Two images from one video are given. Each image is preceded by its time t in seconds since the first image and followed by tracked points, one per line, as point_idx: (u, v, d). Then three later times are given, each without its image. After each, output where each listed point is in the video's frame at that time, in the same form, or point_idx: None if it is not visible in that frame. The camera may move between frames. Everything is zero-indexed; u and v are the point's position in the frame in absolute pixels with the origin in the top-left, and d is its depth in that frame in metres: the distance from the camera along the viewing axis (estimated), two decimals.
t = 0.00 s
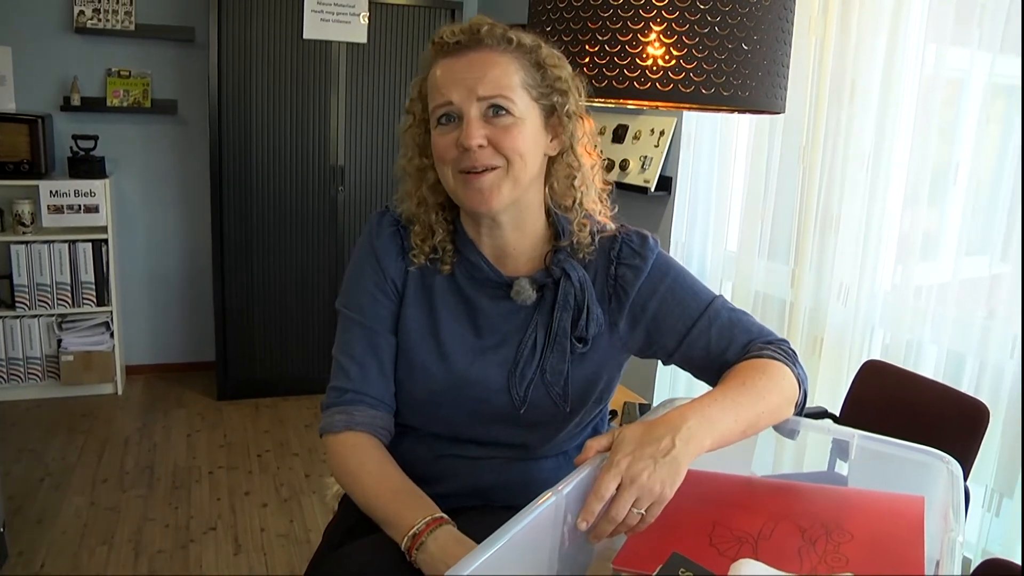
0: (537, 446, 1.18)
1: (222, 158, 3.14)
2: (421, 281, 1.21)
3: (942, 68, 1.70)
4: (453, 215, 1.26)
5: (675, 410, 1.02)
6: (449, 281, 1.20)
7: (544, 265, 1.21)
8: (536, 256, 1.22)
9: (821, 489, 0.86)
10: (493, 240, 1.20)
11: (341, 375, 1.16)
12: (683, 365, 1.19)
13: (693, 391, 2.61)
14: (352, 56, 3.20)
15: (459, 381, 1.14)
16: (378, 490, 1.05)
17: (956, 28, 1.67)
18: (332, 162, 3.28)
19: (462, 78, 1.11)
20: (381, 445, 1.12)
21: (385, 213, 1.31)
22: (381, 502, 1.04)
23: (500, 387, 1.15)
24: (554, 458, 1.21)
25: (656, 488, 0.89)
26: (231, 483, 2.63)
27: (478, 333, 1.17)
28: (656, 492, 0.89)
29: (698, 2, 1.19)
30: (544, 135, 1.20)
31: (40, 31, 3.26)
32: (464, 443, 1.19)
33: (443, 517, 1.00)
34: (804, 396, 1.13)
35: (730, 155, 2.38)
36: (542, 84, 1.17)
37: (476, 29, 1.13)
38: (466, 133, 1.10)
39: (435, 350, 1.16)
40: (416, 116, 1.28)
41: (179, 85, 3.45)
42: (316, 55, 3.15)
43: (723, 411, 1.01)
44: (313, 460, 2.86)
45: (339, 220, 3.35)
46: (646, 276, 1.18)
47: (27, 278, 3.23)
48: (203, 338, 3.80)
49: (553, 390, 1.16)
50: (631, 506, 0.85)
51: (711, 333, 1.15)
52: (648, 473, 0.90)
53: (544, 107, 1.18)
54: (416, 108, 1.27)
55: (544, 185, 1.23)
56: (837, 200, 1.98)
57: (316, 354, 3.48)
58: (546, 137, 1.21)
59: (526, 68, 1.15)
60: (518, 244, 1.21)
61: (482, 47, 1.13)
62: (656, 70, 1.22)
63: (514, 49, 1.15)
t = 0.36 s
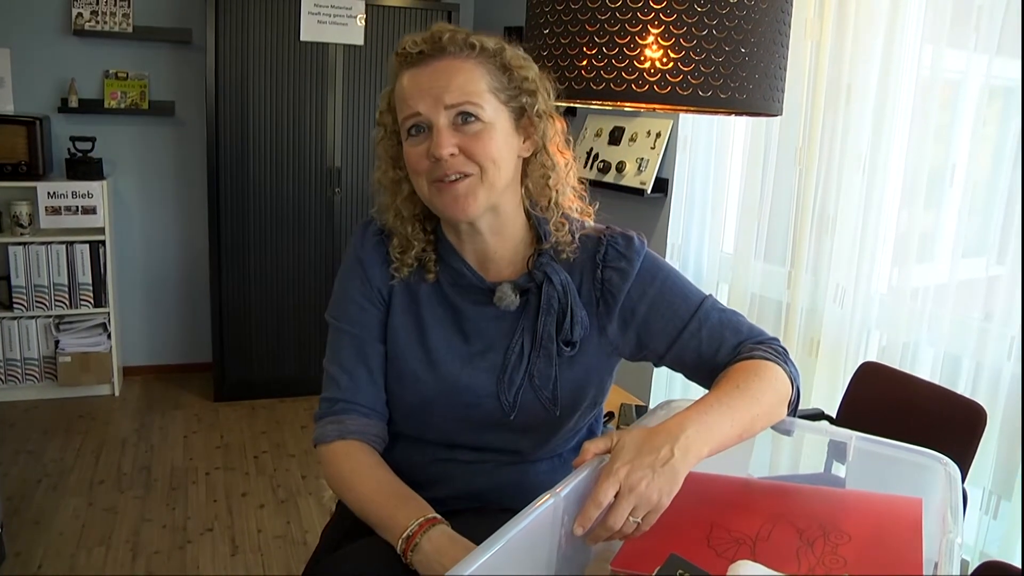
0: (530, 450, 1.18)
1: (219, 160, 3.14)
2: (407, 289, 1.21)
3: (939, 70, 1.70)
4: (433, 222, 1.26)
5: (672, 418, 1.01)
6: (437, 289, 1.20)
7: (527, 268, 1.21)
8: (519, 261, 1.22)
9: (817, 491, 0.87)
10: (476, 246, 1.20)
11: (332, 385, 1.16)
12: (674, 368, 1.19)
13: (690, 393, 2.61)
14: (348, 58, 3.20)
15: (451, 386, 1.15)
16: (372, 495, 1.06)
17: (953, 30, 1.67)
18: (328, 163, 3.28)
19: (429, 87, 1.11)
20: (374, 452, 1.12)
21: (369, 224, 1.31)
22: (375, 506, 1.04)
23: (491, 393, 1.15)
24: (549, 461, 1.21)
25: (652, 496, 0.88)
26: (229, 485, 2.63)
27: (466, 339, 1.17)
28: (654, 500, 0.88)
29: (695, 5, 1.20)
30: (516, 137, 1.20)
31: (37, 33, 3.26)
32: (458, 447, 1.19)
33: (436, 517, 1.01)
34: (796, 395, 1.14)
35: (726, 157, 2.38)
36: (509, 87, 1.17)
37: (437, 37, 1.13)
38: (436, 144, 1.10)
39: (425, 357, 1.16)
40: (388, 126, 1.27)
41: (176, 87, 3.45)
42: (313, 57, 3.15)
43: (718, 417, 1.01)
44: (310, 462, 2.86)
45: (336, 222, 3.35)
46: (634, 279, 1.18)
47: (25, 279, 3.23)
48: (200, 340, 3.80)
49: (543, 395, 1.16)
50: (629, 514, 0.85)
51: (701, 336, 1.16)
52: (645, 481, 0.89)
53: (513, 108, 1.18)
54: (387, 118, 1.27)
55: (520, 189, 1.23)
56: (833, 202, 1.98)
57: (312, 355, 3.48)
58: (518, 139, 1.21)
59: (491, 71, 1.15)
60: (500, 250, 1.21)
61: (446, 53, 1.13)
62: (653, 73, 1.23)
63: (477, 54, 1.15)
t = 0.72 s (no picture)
0: (533, 451, 1.18)
1: (219, 161, 3.15)
2: (409, 289, 1.21)
3: (939, 70, 1.70)
4: (436, 223, 1.26)
5: (674, 420, 1.01)
6: (438, 290, 1.21)
7: (530, 269, 1.21)
8: (522, 262, 1.22)
9: (819, 491, 0.87)
10: (480, 247, 1.20)
11: (334, 385, 1.17)
12: (676, 369, 1.20)
13: (690, 393, 2.61)
14: (348, 60, 3.20)
15: (453, 386, 1.15)
16: (375, 495, 1.06)
17: (952, 31, 1.68)
18: (328, 164, 3.28)
19: (433, 89, 1.11)
20: (377, 452, 1.13)
21: (371, 224, 1.31)
22: (379, 506, 1.04)
23: (494, 393, 1.15)
24: (552, 462, 1.21)
25: (655, 497, 0.88)
26: (230, 486, 2.63)
27: (469, 338, 1.17)
28: (656, 501, 0.88)
29: (695, 6, 1.20)
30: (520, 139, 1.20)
31: (38, 35, 3.26)
32: (460, 448, 1.20)
33: (440, 517, 1.01)
34: (798, 395, 1.14)
35: (726, 157, 2.39)
36: (513, 88, 1.17)
37: (442, 39, 1.13)
38: (441, 145, 1.10)
39: (428, 357, 1.17)
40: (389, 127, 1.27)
41: (177, 89, 3.46)
42: (312, 59, 3.16)
43: (721, 418, 1.01)
44: (310, 463, 2.87)
45: (336, 223, 3.35)
46: (636, 279, 1.18)
47: (25, 280, 3.23)
48: (200, 341, 3.80)
49: (545, 395, 1.17)
50: (631, 514, 0.85)
51: (703, 337, 1.16)
52: (648, 482, 0.89)
53: (517, 110, 1.18)
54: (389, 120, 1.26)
55: (524, 190, 1.22)
56: (833, 203, 1.99)
57: (313, 356, 3.48)
58: (522, 141, 1.20)
59: (495, 73, 1.15)
60: (503, 250, 1.21)
61: (450, 55, 1.13)
62: (654, 74, 1.23)
63: (481, 55, 1.15)
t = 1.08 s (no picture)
0: (539, 452, 1.19)
1: (224, 162, 3.15)
2: (417, 289, 1.21)
3: (942, 71, 1.70)
4: (444, 225, 1.27)
5: (678, 421, 1.01)
6: (445, 291, 1.21)
7: (538, 269, 1.21)
8: (530, 262, 1.22)
9: (824, 492, 0.87)
10: (488, 247, 1.21)
11: (341, 386, 1.17)
12: (682, 370, 1.20)
13: (695, 394, 2.61)
14: (353, 61, 3.21)
15: (459, 387, 1.15)
16: (382, 497, 1.06)
17: (956, 31, 1.67)
18: (333, 165, 3.29)
19: (444, 91, 1.11)
20: (383, 452, 1.13)
21: (378, 225, 1.31)
22: (385, 508, 1.05)
23: (501, 393, 1.15)
24: (558, 463, 1.22)
25: (661, 498, 0.88)
26: (235, 486, 2.63)
27: (476, 338, 1.17)
28: (662, 501, 0.88)
29: (700, 7, 1.20)
30: (529, 140, 1.20)
31: (43, 37, 3.27)
32: (466, 450, 1.20)
33: (447, 519, 1.01)
34: (804, 396, 1.14)
35: (730, 158, 2.39)
36: (524, 90, 1.17)
37: (453, 40, 1.14)
38: (452, 145, 1.11)
39: (434, 358, 1.17)
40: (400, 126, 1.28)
41: (181, 90, 3.47)
42: (317, 60, 3.16)
43: (728, 418, 1.01)
44: (315, 464, 2.87)
45: (340, 224, 3.36)
46: (643, 280, 1.19)
47: (30, 282, 3.24)
48: (205, 342, 3.81)
49: (552, 395, 1.17)
50: (637, 514, 0.85)
51: (710, 337, 1.16)
52: (655, 482, 0.90)
53: (527, 112, 1.18)
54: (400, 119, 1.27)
55: (533, 190, 1.24)
56: (837, 203, 1.99)
57: (318, 357, 3.49)
58: (531, 142, 1.21)
59: (506, 75, 1.15)
60: (511, 250, 1.21)
61: (461, 56, 1.13)
62: (659, 75, 1.23)
63: (492, 57, 1.15)
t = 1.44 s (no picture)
0: (543, 453, 1.19)
1: (228, 164, 3.16)
2: (420, 289, 1.22)
3: (945, 71, 1.70)
4: (448, 227, 1.27)
5: (683, 422, 1.01)
6: (449, 290, 1.21)
7: (543, 269, 1.22)
8: (535, 262, 1.23)
9: (828, 492, 0.87)
10: (492, 247, 1.21)
11: (345, 386, 1.17)
12: (686, 371, 1.20)
13: (699, 395, 2.61)
14: (357, 63, 3.22)
15: (464, 387, 1.15)
16: (386, 498, 1.06)
17: (959, 31, 1.67)
18: (337, 167, 3.29)
19: (447, 91, 1.12)
20: (387, 453, 1.13)
21: (383, 225, 1.32)
22: (390, 510, 1.05)
23: (506, 393, 1.15)
24: (562, 464, 1.22)
25: (666, 499, 0.88)
26: (239, 488, 2.64)
27: (480, 337, 1.18)
28: (666, 502, 0.88)
29: (703, 9, 1.21)
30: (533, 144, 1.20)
31: (47, 41, 3.28)
32: (470, 451, 1.20)
33: (452, 520, 1.01)
34: (808, 397, 1.14)
35: (734, 159, 2.39)
36: (531, 94, 1.18)
37: (463, 40, 1.15)
38: (449, 144, 1.11)
39: (439, 357, 1.17)
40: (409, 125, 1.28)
41: (185, 93, 3.48)
42: (321, 63, 3.17)
43: (732, 419, 1.01)
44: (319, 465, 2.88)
45: (344, 226, 3.36)
46: (648, 280, 1.19)
47: (35, 285, 3.25)
48: (209, 344, 3.82)
49: (557, 394, 1.17)
50: (642, 515, 0.85)
51: (714, 338, 1.16)
52: (659, 483, 0.89)
53: (532, 116, 1.18)
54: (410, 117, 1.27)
55: (537, 194, 1.23)
56: (841, 204, 1.99)
57: (322, 359, 3.49)
58: (535, 146, 1.21)
59: (512, 78, 1.15)
60: (514, 251, 1.21)
61: (468, 57, 1.14)
62: (662, 77, 1.24)
63: (500, 59, 1.16)
